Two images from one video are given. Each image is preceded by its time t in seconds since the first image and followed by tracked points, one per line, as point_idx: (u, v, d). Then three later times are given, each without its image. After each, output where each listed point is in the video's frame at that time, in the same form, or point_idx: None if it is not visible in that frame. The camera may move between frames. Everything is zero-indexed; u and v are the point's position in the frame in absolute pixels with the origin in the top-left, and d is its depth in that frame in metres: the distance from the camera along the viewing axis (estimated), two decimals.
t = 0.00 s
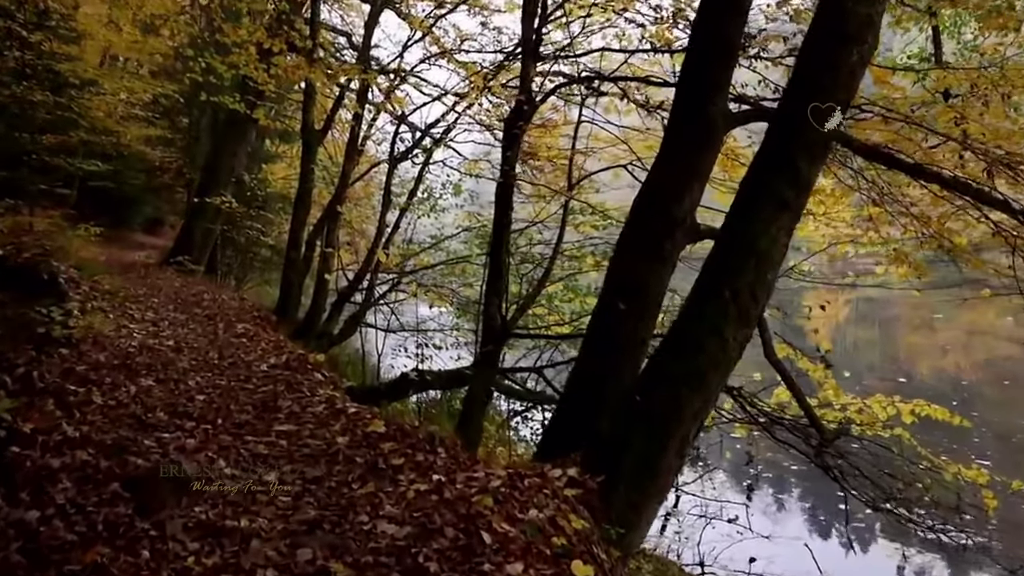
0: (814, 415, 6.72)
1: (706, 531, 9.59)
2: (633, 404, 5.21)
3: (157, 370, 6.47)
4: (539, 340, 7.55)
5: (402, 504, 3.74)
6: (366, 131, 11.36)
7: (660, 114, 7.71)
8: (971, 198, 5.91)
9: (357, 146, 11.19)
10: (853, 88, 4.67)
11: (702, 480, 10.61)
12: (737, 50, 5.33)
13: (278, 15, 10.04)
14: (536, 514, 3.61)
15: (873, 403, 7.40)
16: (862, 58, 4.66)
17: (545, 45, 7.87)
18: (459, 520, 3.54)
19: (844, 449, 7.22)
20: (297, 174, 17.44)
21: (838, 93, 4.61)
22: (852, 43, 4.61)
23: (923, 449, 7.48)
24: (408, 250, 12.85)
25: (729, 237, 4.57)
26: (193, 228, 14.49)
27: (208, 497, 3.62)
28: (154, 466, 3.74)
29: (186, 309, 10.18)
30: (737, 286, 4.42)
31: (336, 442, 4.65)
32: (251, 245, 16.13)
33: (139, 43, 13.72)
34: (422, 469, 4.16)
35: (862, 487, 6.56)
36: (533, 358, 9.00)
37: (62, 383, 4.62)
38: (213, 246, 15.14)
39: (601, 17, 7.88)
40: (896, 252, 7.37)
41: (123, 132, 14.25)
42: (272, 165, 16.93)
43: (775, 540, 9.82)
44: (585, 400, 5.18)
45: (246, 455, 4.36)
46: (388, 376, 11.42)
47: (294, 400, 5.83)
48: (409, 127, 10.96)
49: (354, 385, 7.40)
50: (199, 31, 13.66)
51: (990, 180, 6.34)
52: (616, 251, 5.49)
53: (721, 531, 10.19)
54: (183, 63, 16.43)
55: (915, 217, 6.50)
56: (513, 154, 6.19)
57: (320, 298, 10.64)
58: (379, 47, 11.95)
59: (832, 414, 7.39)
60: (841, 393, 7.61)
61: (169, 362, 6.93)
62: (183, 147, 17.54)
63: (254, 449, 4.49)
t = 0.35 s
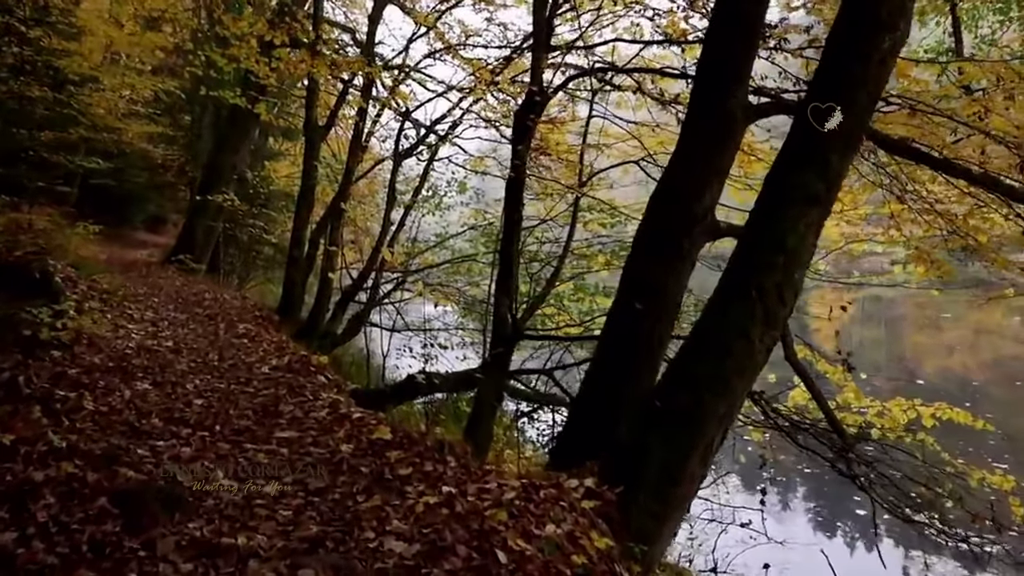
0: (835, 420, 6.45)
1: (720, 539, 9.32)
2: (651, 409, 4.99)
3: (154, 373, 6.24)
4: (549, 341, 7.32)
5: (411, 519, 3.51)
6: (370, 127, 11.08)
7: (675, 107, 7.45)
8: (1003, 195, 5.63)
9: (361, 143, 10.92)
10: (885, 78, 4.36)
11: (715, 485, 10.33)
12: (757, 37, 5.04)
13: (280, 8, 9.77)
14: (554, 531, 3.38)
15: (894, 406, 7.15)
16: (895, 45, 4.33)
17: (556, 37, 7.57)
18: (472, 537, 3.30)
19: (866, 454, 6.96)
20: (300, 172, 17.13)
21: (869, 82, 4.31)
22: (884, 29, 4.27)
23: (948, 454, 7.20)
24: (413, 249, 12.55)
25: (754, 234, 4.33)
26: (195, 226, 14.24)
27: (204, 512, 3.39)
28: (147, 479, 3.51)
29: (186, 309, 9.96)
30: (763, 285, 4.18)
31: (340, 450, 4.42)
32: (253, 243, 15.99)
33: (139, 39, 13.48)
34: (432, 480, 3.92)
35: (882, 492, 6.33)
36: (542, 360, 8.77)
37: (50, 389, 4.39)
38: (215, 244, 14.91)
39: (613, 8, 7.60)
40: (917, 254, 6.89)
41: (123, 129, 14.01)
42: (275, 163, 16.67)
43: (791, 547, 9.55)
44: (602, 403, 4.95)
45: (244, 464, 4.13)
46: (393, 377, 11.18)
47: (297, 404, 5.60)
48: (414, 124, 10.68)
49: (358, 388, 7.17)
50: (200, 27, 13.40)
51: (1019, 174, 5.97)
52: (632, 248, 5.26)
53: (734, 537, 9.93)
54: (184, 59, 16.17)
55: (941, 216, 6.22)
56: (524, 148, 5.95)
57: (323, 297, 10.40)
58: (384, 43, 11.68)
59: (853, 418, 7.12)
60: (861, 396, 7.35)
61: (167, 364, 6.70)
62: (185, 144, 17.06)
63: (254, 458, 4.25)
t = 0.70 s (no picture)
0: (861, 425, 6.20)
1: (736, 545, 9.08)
2: (672, 418, 4.76)
3: (155, 376, 6.04)
4: (562, 343, 7.10)
5: (423, 538, 3.28)
6: (376, 123, 10.84)
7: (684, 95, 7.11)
8: None
9: (367, 139, 10.68)
10: (923, 66, 4.09)
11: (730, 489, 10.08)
12: (782, 24, 4.77)
13: None
14: (576, 551, 3.17)
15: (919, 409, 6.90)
16: (933, 32, 4.05)
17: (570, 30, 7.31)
18: (488, 557, 3.09)
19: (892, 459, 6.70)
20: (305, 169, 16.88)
21: (907, 70, 4.05)
22: (921, 15, 4.01)
23: (975, 460, 6.94)
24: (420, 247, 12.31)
25: (785, 233, 4.09)
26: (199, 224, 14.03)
27: (203, 529, 3.18)
28: (143, 494, 3.31)
29: (189, 308, 9.76)
30: (795, 286, 3.95)
31: (347, 459, 4.20)
32: (258, 241, 15.78)
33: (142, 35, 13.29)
34: (445, 494, 3.71)
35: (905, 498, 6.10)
36: (553, 362, 8.55)
37: (43, 396, 4.18)
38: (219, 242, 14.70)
39: None
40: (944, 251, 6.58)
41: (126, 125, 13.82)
42: (280, 160, 16.43)
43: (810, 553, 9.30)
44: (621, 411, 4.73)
45: (247, 475, 3.92)
46: (400, 378, 10.94)
47: (302, 409, 5.38)
48: (421, 119, 10.42)
49: (366, 391, 6.96)
50: (204, 20, 13.18)
51: None
52: (651, 247, 5.02)
53: (751, 542, 9.68)
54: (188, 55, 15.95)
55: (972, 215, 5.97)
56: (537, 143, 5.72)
57: (329, 296, 10.18)
58: (389, 38, 11.43)
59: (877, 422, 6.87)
60: (885, 399, 7.11)
61: (169, 366, 6.49)
62: (190, 141, 16.89)
63: (257, 468, 4.03)
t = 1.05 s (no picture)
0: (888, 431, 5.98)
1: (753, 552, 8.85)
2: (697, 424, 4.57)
3: (157, 379, 5.84)
4: (575, 345, 6.92)
5: (438, 557, 3.08)
6: (381, 120, 10.56)
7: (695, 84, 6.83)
8: None
9: (374, 136, 10.43)
10: (964, 53, 3.83)
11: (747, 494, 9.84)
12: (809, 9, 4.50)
13: None
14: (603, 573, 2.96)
15: (943, 414, 6.68)
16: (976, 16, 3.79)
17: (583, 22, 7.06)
18: None
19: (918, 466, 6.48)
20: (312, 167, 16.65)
21: (949, 57, 3.80)
22: None
23: (1004, 466, 6.71)
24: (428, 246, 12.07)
25: (818, 231, 3.89)
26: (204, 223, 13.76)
27: (203, 548, 2.99)
28: (140, 510, 3.11)
29: (193, 308, 9.57)
30: (830, 288, 3.76)
31: (355, 470, 3.99)
32: (264, 239, 15.57)
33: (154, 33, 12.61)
34: (459, 509, 3.51)
35: (932, 506, 5.88)
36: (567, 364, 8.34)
37: (38, 403, 3.99)
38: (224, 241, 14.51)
39: None
40: (973, 250, 6.34)
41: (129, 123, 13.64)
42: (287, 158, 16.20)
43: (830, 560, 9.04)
44: (642, 418, 4.52)
45: (250, 486, 3.72)
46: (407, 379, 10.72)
47: (308, 415, 5.18)
48: (428, 116, 10.17)
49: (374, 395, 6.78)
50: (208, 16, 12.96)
51: None
52: (673, 245, 4.81)
53: (768, 548, 9.44)
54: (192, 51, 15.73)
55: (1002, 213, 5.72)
56: (552, 137, 5.50)
57: (335, 296, 9.96)
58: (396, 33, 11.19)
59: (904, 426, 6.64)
60: (910, 403, 6.88)
61: (172, 368, 6.29)
62: (196, 139, 16.17)
63: (260, 480, 3.83)
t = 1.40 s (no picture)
0: (912, 436, 5.75)
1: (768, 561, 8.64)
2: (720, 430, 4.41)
3: (156, 383, 5.63)
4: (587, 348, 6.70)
5: None
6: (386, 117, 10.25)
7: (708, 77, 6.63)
8: None
9: (379, 134, 10.19)
10: (1007, 39, 3.59)
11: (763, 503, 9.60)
12: None
13: None
14: None
15: (967, 419, 6.46)
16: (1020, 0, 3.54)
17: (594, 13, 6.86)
18: None
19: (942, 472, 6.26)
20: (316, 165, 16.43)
21: (991, 43, 3.55)
22: None
23: None
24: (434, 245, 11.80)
25: (852, 230, 3.69)
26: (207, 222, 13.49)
27: (203, 568, 2.80)
28: (134, 528, 2.93)
29: (195, 309, 9.37)
30: (866, 292, 3.58)
31: (362, 481, 3.80)
32: (268, 239, 15.37)
33: (158, 30, 12.21)
34: (472, 524, 3.32)
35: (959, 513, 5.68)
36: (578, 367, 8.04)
37: (27, 412, 3.80)
38: (228, 240, 14.32)
39: None
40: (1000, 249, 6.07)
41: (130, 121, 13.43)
42: (290, 156, 15.98)
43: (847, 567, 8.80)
44: (662, 425, 4.34)
45: (251, 500, 3.52)
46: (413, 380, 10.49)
47: (312, 421, 4.97)
48: (433, 113, 9.92)
49: (380, 399, 6.59)
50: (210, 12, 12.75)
51: None
52: (692, 242, 4.60)
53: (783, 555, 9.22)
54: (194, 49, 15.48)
55: None
56: (565, 132, 5.29)
57: (340, 296, 9.75)
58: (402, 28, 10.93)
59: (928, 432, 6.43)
60: (932, 405, 6.67)
61: (171, 371, 6.09)
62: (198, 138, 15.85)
63: (262, 492, 3.62)
